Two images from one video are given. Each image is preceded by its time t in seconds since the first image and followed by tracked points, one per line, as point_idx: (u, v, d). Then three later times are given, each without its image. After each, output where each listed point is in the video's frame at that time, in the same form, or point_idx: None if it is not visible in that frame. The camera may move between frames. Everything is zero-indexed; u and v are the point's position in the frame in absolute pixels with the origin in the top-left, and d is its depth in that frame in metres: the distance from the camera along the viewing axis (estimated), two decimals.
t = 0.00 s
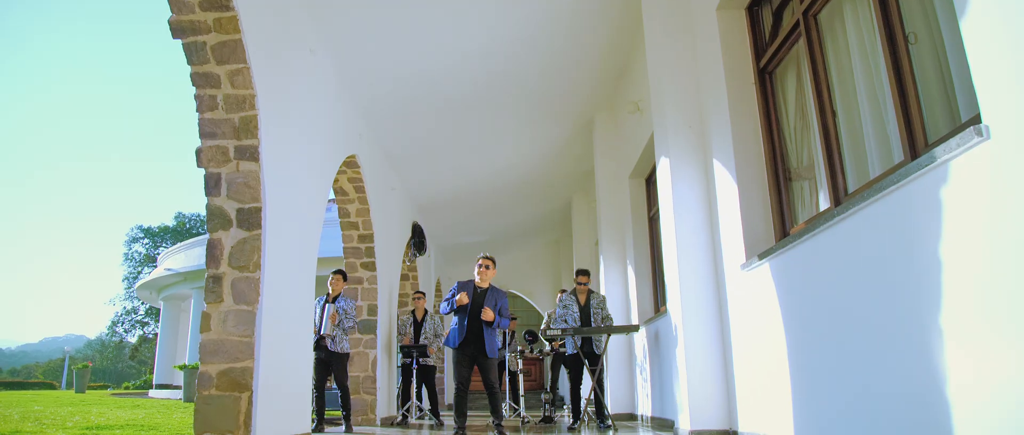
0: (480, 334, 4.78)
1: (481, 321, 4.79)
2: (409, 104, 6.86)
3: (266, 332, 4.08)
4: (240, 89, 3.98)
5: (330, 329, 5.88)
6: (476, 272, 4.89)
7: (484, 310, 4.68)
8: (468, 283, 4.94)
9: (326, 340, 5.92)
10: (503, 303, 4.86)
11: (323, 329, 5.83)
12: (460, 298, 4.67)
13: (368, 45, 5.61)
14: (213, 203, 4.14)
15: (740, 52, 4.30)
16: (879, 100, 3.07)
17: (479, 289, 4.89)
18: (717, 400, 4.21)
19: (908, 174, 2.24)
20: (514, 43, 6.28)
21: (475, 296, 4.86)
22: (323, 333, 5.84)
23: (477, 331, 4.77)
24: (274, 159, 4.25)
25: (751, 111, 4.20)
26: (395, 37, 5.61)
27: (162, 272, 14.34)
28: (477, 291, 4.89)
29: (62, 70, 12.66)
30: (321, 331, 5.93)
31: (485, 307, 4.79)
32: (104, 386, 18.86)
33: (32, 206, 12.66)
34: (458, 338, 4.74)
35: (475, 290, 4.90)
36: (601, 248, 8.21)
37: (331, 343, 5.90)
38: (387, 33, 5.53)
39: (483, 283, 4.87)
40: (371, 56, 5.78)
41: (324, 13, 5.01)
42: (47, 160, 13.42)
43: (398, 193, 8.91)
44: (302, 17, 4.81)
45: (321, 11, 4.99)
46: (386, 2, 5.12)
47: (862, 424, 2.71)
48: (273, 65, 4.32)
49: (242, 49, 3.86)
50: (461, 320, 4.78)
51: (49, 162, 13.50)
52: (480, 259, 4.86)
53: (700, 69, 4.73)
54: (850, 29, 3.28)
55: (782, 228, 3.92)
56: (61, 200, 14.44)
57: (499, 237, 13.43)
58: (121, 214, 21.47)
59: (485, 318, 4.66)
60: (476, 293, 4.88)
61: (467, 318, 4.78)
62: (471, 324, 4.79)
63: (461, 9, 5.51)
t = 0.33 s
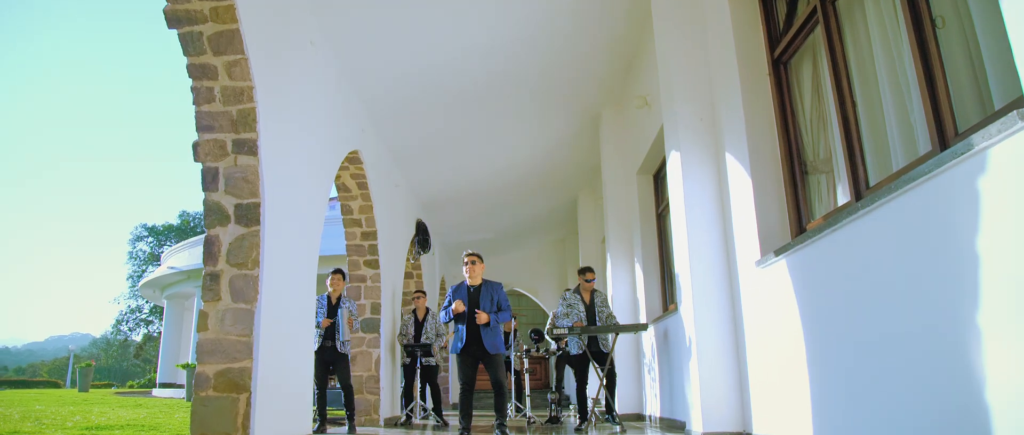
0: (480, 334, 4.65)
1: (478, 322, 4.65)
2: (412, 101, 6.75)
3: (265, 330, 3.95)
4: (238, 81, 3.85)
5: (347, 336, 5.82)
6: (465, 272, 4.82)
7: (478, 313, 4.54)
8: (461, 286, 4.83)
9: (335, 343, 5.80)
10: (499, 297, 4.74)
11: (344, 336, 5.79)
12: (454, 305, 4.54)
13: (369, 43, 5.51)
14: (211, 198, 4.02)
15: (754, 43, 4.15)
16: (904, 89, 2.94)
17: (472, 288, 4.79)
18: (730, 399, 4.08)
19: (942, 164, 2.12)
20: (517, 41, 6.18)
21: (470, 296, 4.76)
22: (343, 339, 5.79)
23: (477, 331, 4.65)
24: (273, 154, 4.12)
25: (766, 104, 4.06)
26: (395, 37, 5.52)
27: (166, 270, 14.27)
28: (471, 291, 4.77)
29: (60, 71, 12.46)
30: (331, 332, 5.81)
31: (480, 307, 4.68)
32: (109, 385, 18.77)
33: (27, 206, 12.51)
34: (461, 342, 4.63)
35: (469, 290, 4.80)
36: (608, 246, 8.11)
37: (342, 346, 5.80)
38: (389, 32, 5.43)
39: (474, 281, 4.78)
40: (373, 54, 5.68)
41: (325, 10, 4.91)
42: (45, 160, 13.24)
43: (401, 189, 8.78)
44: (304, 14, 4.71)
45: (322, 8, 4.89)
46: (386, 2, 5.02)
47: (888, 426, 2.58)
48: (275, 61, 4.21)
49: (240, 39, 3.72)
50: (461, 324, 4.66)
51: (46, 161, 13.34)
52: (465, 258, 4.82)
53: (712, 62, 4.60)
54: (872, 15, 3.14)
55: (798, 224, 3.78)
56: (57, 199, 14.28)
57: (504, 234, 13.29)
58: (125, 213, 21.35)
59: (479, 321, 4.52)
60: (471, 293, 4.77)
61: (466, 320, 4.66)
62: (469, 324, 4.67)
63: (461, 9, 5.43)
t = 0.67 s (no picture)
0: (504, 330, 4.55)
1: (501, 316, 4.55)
2: (418, 95, 6.66)
3: (269, 326, 3.84)
4: (240, 69, 3.73)
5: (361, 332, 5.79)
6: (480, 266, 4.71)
7: (501, 305, 4.44)
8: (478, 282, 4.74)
9: (351, 339, 5.70)
10: (520, 289, 4.67)
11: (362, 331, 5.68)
12: (477, 302, 4.43)
13: (375, 35, 5.41)
14: (212, 190, 3.90)
15: (771, 31, 4.01)
16: (935, 73, 2.81)
17: (490, 282, 4.69)
18: (748, 398, 3.95)
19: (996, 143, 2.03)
20: (524, 34, 6.09)
21: (489, 290, 4.66)
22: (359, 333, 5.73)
23: (500, 327, 4.54)
24: (275, 145, 3.99)
25: (784, 93, 3.93)
26: (401, 28, 5.43)
27: (169, 268, 14.12)
28: (490, 286, 4.67)
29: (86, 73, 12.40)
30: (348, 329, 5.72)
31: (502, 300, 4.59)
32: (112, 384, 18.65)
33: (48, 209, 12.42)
34: (483, 340, 4.51)
35: (486, 285, 4.70)
36: (617, 242, 7.96)
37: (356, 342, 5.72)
38: (394, 24, 5.35)
39: (491, 276, 4.69)
40: (378, 46, 5.59)
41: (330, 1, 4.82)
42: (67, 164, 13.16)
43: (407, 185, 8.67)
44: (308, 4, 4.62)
45: None
46: None
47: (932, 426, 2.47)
48: (279, 51, 4.11)
49: (242, 26, 3.60)
50: (483, 320, 4.56)
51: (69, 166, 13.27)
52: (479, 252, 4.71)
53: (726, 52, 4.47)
54: None
55: (819, 217, 3.65)
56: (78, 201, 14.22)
57: (510, 232, 13.18)
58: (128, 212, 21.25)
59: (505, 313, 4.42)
60: (490, 288, 4.66)
61: (488, 316, 4.55)
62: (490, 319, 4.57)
63: (460, 9, 5.43)
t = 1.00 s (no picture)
0: (519, 329, 4.45)
1: (516, 316, 4.45)
2: (424, 87, 6.55)
3: (272, 322, 3.72)
4: (242, 57, 3.62)
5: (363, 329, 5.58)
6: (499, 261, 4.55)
7: (518, 304, 4.30)
8: (494, 275, 4.59)
9: (356, 338, 5.58)
10: (536, 290, 4.51)
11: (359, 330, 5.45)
12: (492, 300, 4.31)
13: (380, 25, 5.31)
14: (214, 182, 3.80)
15: (790, 18, 3.88)
16: (968, 54, 2.69)
17: (506, 280, 4.54)
18: (764, 396, 3.84)
19: None
20: (532, 24, 5.99)
21: (505, 288, 4.52)
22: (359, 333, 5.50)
23: (516, 326, 4.45)
24: (278, 134, 3.88)
25: (803, 81, 3.81)
26: (407, 18, 5.32)
27: (172, 267, 14.03)
28: (505, 282, 4.53)
29: (90, 72, 12.27)
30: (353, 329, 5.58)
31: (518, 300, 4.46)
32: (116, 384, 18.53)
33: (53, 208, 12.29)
34: (496, 336, 4.42)
35: (502, 282, 4.54)
36: (625, 239, 7.84)
37: (362, 341, 5.58)
38: (400, 14, 5.24)
39: (509, 273, 4.52)
40: (384, 37, 5.49)
41: None
42: (71, 163, 13.03)
43: (412, 180, 8.57)
44: None
45: None
46: None
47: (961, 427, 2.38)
48: (283, 38, 4.00)
49: (243, 12, 3.49)
50: (496, 317, 4.44)
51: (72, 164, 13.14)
52: (500, 247, 4.55)
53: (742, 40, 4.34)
54: None
55: (840, 207, 3.54)
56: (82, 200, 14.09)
57: (516, 230, 13.07)
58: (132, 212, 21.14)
59: (519, 312, 4.27)
60: (505, 285, 4.52)
61: (502, 313, 4.44)
62: (504, 317, 4.46)
63: None
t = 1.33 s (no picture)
0: (518, 324, 4.31)
1: (517, 312, 4.32)
2: (429, 80, 6.45)
3: (275, 318, 3.62)
4: (245, 45, 3.53)
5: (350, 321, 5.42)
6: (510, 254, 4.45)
7: (518, 301, 4.20)
8: (502, 268, 4.52)
9: (348, 332, 5.46)
10: (541, 287, 4.40)
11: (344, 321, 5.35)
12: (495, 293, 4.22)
13: (385, 15, 5.21)
14: (216, 174, 3.70)
15: (807, 3, 3.77)
16: (1000, 36, 2.57)
17: (513, 274, 4.44)
18: (784, 394, 3.73)
19: None
20: (541, 13, 5.87)
21: (510, 282, 4.43)
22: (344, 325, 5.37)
23: (513, 322, 4.32)
24: (281, 124, 3.77)
25: (823, 68, 3.69)
26: (412, 8, 5.22)
27: (176, 267, 13.93)
28: (512, 276, 4.45)
29: (90, 72, 12.16)
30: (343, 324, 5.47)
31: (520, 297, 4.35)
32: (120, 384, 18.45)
33: (53, 208, 12.18)
34: (494, 331, 4.31)
35: (508, 275, 4.46)
36: (634, 236, 7.72)
37: (354, 335, 5.45)
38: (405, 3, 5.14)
39: (518, 267, 4.41)
40: (388, 26, 5.38)
41: None
42: (71, 163, 12.93)
43: (417, 176, 8.47)
44: None
45: None
46: None
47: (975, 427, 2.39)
48: (286, 25, 3.90)
49: None
50: (497, 309, 4.35)
51: (73, 164, 13.04)
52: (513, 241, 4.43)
53: (757, 28, 4.23)
54: None
55: (861, 197, 3.43)
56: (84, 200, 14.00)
57: (521, 228, 12.96)
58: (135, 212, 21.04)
59: (519, 309, 4.18)
60: (510, 278, 4.44)
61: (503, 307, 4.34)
62: (506, 312, 4.35)
63: None
